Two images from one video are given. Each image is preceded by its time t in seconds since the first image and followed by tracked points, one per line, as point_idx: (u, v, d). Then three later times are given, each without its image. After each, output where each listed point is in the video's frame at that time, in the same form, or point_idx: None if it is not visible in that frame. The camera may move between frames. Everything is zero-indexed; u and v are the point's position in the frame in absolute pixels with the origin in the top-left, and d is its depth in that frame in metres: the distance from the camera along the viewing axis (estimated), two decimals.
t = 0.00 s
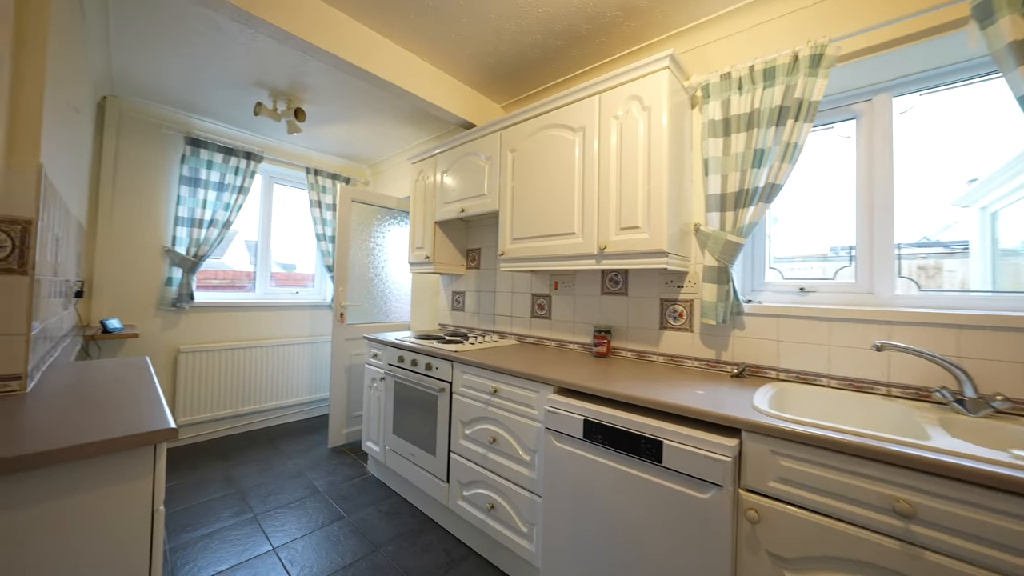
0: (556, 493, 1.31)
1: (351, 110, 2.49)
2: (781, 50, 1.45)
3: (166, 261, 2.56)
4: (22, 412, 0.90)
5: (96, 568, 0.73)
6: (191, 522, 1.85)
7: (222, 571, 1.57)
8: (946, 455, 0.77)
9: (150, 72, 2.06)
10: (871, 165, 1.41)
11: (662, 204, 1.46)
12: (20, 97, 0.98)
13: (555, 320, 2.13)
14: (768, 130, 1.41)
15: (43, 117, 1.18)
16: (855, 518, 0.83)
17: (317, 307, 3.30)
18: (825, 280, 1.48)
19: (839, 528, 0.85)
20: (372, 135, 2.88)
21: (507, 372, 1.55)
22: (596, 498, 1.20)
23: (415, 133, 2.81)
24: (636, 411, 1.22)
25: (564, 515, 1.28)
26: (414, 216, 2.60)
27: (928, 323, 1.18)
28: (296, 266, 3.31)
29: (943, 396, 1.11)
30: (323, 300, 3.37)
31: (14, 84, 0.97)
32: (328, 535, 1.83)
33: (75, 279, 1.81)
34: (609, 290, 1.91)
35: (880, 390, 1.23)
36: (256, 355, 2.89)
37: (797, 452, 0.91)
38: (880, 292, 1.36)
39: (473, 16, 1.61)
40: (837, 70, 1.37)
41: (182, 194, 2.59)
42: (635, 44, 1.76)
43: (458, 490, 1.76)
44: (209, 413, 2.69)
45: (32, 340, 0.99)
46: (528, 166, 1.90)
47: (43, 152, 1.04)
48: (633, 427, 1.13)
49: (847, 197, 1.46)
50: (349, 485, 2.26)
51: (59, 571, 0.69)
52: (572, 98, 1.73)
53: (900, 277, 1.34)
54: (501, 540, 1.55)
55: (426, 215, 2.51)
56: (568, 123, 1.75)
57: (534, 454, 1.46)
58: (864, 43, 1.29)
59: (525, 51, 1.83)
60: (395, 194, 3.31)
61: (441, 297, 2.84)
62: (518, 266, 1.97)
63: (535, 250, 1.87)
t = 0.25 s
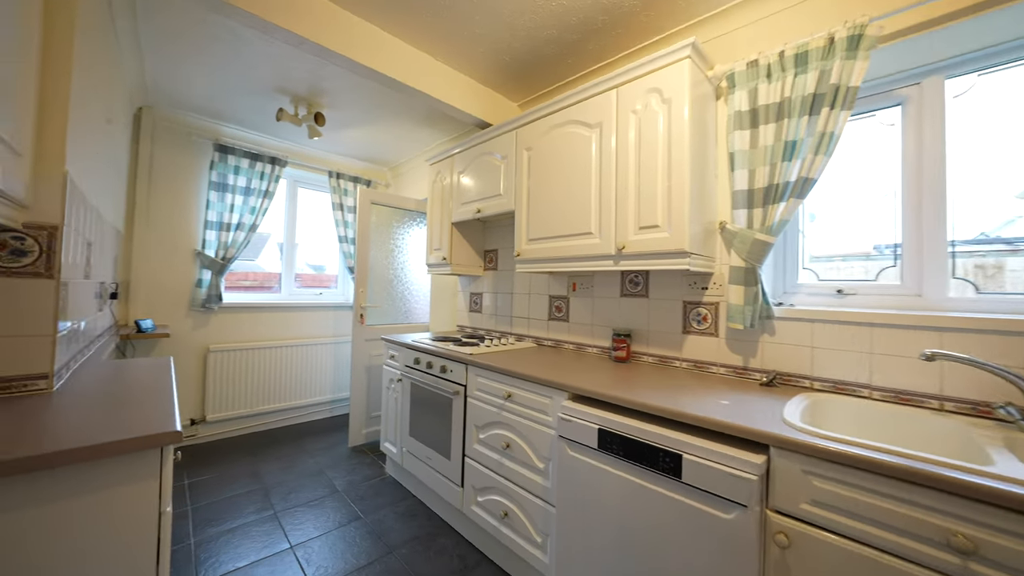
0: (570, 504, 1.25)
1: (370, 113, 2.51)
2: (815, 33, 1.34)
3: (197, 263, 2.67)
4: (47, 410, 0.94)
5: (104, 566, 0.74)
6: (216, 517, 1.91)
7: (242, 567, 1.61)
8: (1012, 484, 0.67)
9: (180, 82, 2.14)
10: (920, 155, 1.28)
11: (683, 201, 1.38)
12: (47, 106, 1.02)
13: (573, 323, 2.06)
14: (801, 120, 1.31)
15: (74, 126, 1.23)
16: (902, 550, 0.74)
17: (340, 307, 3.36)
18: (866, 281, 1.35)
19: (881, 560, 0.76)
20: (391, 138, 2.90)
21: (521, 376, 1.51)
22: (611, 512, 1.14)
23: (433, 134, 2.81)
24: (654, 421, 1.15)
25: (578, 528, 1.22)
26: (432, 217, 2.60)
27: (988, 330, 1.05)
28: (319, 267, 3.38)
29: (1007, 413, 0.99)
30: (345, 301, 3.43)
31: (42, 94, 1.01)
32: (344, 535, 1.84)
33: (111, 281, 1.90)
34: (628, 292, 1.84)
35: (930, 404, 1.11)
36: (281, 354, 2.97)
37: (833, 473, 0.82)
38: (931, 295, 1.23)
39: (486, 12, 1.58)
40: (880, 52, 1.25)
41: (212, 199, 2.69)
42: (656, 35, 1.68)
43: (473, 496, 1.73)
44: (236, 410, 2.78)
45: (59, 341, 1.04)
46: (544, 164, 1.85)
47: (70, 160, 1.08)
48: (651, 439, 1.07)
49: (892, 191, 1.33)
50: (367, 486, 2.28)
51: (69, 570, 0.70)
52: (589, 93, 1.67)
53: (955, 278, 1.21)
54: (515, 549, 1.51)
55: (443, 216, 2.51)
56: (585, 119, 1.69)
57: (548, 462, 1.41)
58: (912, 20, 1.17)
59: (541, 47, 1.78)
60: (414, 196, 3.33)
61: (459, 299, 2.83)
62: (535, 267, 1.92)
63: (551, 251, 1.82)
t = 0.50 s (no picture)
0: (584, 515, 1.20)
1: (389, 115, 2.53)
2: (856, 10, 1.23)
3: (227, 265, 2.78)
4: (71, 404, 0.99)
5: (112, 563, 0.75)
6: (240, 511, 1.96)
7: (261, 562, 1.64)
8: None
9: (209, 91, 2.23)
10: (980, 140, 1.15)
11: (707, 196, 1.29)
12: (74, 115, 1.07)
13: (591, 325, 2.00)
14: (840, 105, 1.20)
15: (104, 135, 1.28)
16: None
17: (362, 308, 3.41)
18: (915, 281, 1.23)
19: None
20: (411, 140, 2.92)
21: (535, 380, 1.46)
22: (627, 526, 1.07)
23: (452, 134, 2.80)
24: (674, 431, 1.08)
25: (592, 540, 1.17)
26: (450, 218, 2.59)
27: None
28: (343, 269, 3.45)
29: None
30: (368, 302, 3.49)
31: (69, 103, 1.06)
32: (360, 535, 1.85)
33: (146, 282, 2.00)
34: (650, 292, 1.75)
35: (993, 420, 0.99)
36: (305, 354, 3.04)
37: (876, 496, 0.73)
38: (993, 296, 1.10)
39: (499, 7, 1.55)
40: (932, 26, 1.13)
41: (240, 204, 2.80)
42: (679, 22, 1.60)
43: (487, 501, 1.70)
44: (263, 408, 2.87)
45: (86, 338, 1.10)
46: (561, 162, 1.80)
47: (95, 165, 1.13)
48: (669, 450, 1.00)
49: (946, 182, 1.20)
50: (385, 486, 2.29)
51: (79, 564, 0.72)
52: (607, 85, 1.61)
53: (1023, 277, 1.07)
54: (529, 558, 1.46)
55: (460, 216, 2.49)
56: (603, 112, 1.62)
57: (562, 470, 1.36)
58: None
59: (557, 41, 1.73)
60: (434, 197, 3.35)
61: (478, 300, 2.81)
62: (551, 267, 1.87)
63: (568, 250, 1.77)
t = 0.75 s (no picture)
0: (599, 527, 1.14)
1: (407, 117, 2.54)
2: None
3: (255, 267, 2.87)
4: (93, 400, 1.02)
5: (120, 560, 0.76)
6: (262, 507, 2.01)
7: (280, 558, 1.66)
8: None
9: (236, 98, 2.31)
10: None
11: (733, 189, 1.20)
12: (98, 123, 1.12)
13: (611, 327, 1.92)
14: (884, 86, 1.09)
15: (130, 141, 1.33)
16: None
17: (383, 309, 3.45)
18: (976, 281, 1.09)
19: None
20: (429, 141, 2.93)
21: (550, 384, 1.41)
22: (645, 542, 1.01)
23: (470, 134, 2.79)
24: (696, 442, 1.00)
25: (608, 555, 1.10)
26: (468, 218, 2.57)
27: None
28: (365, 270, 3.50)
29: None
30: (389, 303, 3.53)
31: (93, 113, 1.11)
32: (376, 535, 1.85)
33: (176, 283, 2.08)
34: (673, 293, 1.67)
35: None
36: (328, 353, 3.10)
37: (928, 526, 0.64)
38: None
39: None
40: None
41: (267, 207, 2.88)
42: (703, 6, 1.51)
43: (502, 507, 1.66)
44: (287, 405, 2.94)
45: (110, 337, 1.14)
46: (578, 158, 1.74)
47: (119, 170, 1.18)
48: (691, 463, 0.92)
49: (1008, 171, 1.06)
50: (402, 487, 2.29)
51: (88, 559, 0.73)
52: (626, 76, 1.54)
53: None
54: (543, 568, 1.41)
55: (478, 216, 2.47)
56: (621, 105, 1.55)
57: (577, 478, 1.30)
58: None
59: (573, 33, 1.67)
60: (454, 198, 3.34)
61: (496, 301, 2.78)
62: (569, 267, 1.81)
63: (586, 249, 1.71)
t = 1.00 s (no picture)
0: (618, 544, 1.07)
1: (425, 118, 2.54)
2: None
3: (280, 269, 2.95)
4: (117, 400, 1.05)
5: (133, 560, 0.77)
6: (285, 504, 2.05)
7: (299, 557, 1.68)
8: None
9: (261, 105, 2.38)
10: None
11: (764, 183, 1.11)
12: (124, 131, 1.16)
13: (633, 330, 1.85)
14: (941, 64, 0.98)
15: (158, 148, 1.38)
16: None
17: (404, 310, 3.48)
18: None
19: None
20: (448, 142, 2.92)
21: (567, 389, 1.36)
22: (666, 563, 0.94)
23: (488, 134, 2.76)
24: (724, 457, 0.93)
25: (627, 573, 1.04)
26: (486, 218, 2.54)
27: None
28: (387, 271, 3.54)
29: None
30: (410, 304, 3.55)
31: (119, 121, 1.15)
32: (393, 537, 1.85)
33: (205, 285, 2.15)
34: (698, 295, 1.58)
35: None
36: (351, 353, 3.15)
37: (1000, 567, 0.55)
38: None
39: None
40: None
41: (291, 210, 2.95)
42: None
43: (518, 514, 1.62)
44: (312, 404, 3.00)
45: (135, 338, 1.17)
46: (598, 155, 1.68)
47: (144, 175, 1.22)
48: (718, 482, 0.85)
49: None
50: (421, 488, 2.28)
51: (103, 559, 0.75)
52: (647, 67, 1.47)
53: None
54: None
55: (496, 217, 2.44)
56: (642, 98, 1.48)
57: (596, 490, 1.24)
58: None
59: (591, 24, 1.61)
60: (473, 199, 3.33)
61: (515, 302, 2.74)
62: (588, 268, 1.75)
63: (606, 249, 1.64)
